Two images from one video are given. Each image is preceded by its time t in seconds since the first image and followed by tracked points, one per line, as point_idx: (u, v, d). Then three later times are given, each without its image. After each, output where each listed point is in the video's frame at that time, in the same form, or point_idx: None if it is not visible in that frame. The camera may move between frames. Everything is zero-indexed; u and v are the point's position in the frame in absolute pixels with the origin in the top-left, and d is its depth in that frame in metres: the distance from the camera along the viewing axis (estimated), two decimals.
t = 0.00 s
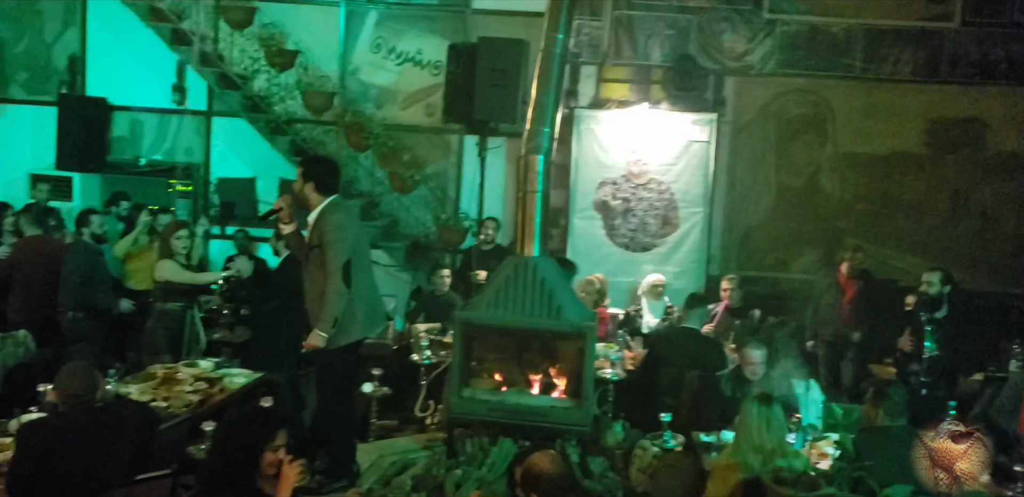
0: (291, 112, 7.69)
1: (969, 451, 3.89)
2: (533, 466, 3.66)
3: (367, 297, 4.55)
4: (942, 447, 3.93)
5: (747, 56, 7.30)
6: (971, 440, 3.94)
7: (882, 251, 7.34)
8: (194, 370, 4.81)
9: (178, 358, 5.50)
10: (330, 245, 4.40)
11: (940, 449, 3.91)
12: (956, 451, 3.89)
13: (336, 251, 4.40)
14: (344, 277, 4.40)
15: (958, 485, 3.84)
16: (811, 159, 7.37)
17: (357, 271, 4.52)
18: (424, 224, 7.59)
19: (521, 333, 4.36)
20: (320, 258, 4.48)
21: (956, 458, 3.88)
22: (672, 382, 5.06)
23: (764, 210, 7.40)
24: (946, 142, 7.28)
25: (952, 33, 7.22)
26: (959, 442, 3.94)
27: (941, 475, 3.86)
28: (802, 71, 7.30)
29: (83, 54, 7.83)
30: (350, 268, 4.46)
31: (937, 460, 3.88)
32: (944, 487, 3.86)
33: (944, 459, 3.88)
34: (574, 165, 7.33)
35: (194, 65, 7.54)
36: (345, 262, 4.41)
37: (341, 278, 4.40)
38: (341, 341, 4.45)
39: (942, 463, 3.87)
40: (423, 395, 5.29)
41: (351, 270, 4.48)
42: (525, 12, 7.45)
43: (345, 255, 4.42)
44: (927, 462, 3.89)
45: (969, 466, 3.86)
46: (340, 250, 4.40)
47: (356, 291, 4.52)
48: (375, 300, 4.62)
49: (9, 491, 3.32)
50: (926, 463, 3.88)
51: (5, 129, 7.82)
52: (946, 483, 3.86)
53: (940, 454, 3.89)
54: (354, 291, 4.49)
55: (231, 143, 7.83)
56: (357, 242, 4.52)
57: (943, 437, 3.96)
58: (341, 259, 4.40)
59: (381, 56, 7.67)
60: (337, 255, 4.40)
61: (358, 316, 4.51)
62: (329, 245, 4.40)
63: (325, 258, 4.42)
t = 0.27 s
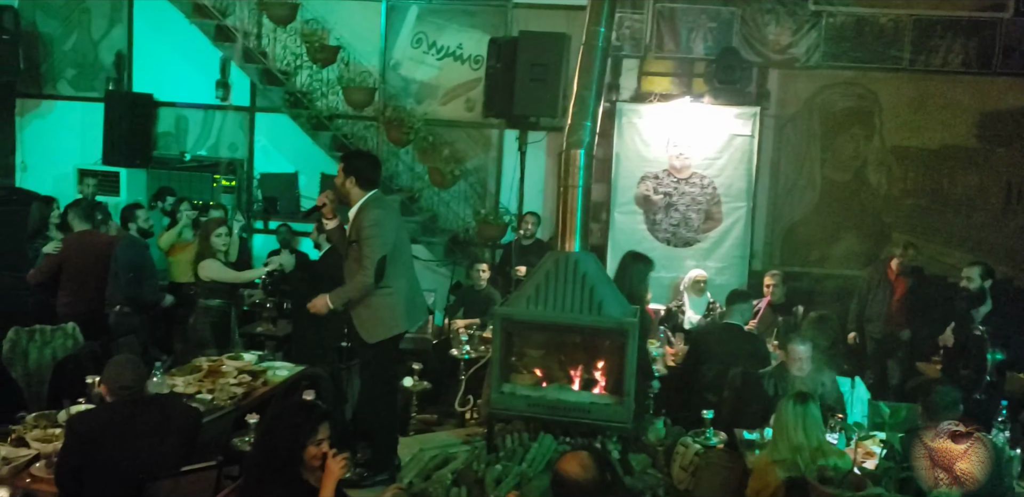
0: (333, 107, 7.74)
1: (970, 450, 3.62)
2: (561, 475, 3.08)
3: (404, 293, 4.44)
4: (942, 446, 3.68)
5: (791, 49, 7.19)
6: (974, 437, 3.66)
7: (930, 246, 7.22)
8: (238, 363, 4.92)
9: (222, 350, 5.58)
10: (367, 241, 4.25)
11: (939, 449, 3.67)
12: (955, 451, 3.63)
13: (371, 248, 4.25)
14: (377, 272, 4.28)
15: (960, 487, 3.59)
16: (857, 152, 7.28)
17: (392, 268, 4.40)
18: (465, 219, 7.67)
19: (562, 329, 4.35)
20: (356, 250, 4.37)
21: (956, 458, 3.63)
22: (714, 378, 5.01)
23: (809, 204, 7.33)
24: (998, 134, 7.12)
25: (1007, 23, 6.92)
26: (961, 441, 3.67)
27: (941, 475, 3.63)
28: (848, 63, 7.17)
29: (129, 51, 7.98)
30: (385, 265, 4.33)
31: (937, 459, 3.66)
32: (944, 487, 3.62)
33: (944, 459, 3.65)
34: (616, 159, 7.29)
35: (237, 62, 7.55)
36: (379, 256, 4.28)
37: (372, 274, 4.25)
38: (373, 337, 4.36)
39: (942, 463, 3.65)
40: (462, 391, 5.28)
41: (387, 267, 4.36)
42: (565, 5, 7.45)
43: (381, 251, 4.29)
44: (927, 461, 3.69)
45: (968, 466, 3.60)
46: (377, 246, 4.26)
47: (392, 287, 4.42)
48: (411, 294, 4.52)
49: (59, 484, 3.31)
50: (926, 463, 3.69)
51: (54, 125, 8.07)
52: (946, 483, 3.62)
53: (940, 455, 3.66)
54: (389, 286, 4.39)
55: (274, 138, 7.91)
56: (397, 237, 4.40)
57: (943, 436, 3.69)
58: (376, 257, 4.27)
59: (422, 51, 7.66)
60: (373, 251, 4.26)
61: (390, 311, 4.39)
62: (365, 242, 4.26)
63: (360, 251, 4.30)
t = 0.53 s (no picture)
0: (368, 104, 7.74)
1: (970, 450, 3.56)
2: (600, 478, 3.03)
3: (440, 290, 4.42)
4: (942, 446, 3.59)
5: (830, 43, 7.09)
6: (974, 438, 3.59)
7: (974, 242, 7.06)
8: (276, 357, 4.97)
9: (261, 344, 5.66)
10: (400, 239, 4.25)
11: (939, 449, 3.59)
12: (956, 450, 3.55)
13: (405, 245, 4.25)
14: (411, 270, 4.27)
15: (959, 487, 3.51)
16: (897, 147, 7.17)
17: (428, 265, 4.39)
18: (500, 214, 7.66)
19: (597, 324, 4.31)
20: (390, 249, 4.35)
21: (956, 457, 3.54)
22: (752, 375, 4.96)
23: (847, 199, 7.22)
24: None
25: None
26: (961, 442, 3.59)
27: (941, 475, 3.56)
28: (889, 57, 7.04)
29: (169, 49, 8.13)
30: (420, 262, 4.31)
31: (937, 459, 3.57)
32: (944, 488, 3.54)
33: (943, 459, 3.56)
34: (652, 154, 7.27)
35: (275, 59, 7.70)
36: (416, 253, 4.27)
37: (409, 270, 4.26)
38: (410, 334, 4.36)
39: (941, 463, 3.57)
40: (496, 388, 5.23)
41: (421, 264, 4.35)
42: None
43: (416, 248, 4.28)
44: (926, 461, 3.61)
45: (969, 466, 3.51)
46: (410, 243, 4.25)
47: (428, 284, 4.40)
48: (447, 290, 4.51)
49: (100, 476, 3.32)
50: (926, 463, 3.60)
51: (97, 123, 8.28)
52: (946, 484, 3.54)
53: (940, 454, 3.58)
54: (425, 282, 4.37)
55: (310, 135, 7.96)
56: (430, 235, 4.40)
57: (943, 436, 3.63)
58: (411, 254, 4.26)
59: (456, 47, 7.68)
60: (407, 248, 4.25)
61: (425, 307, 4.37)
62: (399, 240, 4.26)
63: (395, 249, 4.29)
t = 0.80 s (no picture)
0: (406, 104, 7.83)
1: (970, 450, 3.48)
2: (657, 471, 2.97)
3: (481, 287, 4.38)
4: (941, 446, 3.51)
5: (872, 39, 7.00)
6: (973, 439, 3.53)
7: None
8: (314, 355, 5.01)
9: (300, 340, 5.70)
10: (432, 244, 4.24)
11: (939, 449, 3.50)
12: (956, 450, 3.47)
13: (438, 249, 4.23)
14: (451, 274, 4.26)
15: (959, 487, 3.44)
16: (943, 145, 7.00)
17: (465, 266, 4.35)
18: (536, 213, 7.65)
19: (635, 324, 4.25)
20: (426, 257, 4.35)
21: (956, 457, 3.46)
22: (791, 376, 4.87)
23: (890, 199, 7.11)
24: None
25: None
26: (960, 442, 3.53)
27: (941, 475, 3.46)
28: (933, 53, 6.94)
29: (210, 50, 8.25)
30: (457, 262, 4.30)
31: (937, 459, 3.48)
32: (944, 487, 3.45)
33: (944, 458, 3.47)
34: (690, 152, 7.22)
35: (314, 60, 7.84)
36: (451, 253, 4.26)
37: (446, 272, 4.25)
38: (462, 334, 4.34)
39: (942, 463, 3.47)
40: (533, 387, 5.23)
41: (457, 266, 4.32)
42: None
43: (451, 248, 4.26)
44: (926, 461, 3.51)
45: (969, 466, 3.45)
46: (443, 246, 4.23)
47: (468, 282, 4.36)
48: (489, 284, 4.45)
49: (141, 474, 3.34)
50: (925, 463, 3.50)
51: (139, 122, 8.46)
52: (946, 484, 3.45)
53: (941, 454, 3.48)
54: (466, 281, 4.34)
55: (349, 135, 8.02)
56: (463, 232, 4.37)
57: (943, 437, 3.55)
58: (445, 256, 4.24)
59: (494, 46, 7.68)
60: (440, 251, 4.24)
61: (472, 307, 4.35)
62: (432, 244, 4.25)
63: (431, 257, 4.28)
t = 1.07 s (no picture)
0: (438, 104, 7.91)
1: (970, 451, 3.51)
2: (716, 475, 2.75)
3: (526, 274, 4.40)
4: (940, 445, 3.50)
5: (911, 35, 6.89)
6: (972, 439, 3.54)
7: None
8: (348, 353, 5.07)
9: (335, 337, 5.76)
10: (469, 239, 4.29)
11: (939, 448, 3.49)
12: (957, 451, 3.47)
13: (477, 241, 4.28)
14: (500, 261, 4.29)
15: (959, 487, 3.46)
16: (984, 142, 6.86)
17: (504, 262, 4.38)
18: (569, 212, 7.64)
19: (668, 324, 4.22)
20: (466, 257, 4.35)
21: (956, 458, 3.47)
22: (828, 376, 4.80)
23: (929, 198, 6.98)
24: None
25: None
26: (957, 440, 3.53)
27: (941, 475, 3.46)
28: (975, 49, 6.80)
29: (246, 52, 8.35)
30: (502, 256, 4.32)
31: (937, 459, 3.47)
32: (943, 487, 3.47)
33: (945, 459, 3.47)
34: (725, 151, 7.17)
35: (348, 60, 7.90)
36: (493, 245, 4.31)
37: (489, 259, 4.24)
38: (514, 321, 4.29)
39: (942, 463, 3.47)
40: (566, 387, 5.21)
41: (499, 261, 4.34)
42: None
43: (490, 240, 4.31)
44: (925, 460, 3.49)
45: (969, 467, 3.48)
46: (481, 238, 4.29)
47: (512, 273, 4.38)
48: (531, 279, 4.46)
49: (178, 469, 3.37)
50: (924, 463, 3.48)
51: (176, 123, 8.57)
52: (946, 483, 3.47)
53: (941, 455, 3.47)
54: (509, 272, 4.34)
55: (382, 135, 8.06)
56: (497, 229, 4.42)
57: (944, 436, 3.51)
58: (487, 247, 4.29)
59: (527, 45, 7.66)
60: (481, 242, 4.29)
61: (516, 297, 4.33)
62: (468, 240, 4.30)
63: (473, 252, 4.30)
